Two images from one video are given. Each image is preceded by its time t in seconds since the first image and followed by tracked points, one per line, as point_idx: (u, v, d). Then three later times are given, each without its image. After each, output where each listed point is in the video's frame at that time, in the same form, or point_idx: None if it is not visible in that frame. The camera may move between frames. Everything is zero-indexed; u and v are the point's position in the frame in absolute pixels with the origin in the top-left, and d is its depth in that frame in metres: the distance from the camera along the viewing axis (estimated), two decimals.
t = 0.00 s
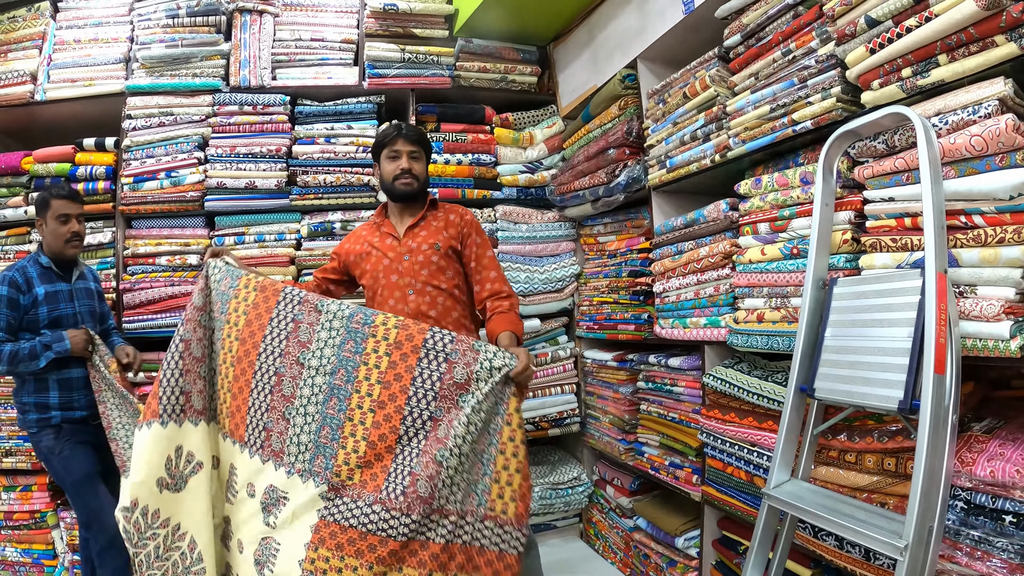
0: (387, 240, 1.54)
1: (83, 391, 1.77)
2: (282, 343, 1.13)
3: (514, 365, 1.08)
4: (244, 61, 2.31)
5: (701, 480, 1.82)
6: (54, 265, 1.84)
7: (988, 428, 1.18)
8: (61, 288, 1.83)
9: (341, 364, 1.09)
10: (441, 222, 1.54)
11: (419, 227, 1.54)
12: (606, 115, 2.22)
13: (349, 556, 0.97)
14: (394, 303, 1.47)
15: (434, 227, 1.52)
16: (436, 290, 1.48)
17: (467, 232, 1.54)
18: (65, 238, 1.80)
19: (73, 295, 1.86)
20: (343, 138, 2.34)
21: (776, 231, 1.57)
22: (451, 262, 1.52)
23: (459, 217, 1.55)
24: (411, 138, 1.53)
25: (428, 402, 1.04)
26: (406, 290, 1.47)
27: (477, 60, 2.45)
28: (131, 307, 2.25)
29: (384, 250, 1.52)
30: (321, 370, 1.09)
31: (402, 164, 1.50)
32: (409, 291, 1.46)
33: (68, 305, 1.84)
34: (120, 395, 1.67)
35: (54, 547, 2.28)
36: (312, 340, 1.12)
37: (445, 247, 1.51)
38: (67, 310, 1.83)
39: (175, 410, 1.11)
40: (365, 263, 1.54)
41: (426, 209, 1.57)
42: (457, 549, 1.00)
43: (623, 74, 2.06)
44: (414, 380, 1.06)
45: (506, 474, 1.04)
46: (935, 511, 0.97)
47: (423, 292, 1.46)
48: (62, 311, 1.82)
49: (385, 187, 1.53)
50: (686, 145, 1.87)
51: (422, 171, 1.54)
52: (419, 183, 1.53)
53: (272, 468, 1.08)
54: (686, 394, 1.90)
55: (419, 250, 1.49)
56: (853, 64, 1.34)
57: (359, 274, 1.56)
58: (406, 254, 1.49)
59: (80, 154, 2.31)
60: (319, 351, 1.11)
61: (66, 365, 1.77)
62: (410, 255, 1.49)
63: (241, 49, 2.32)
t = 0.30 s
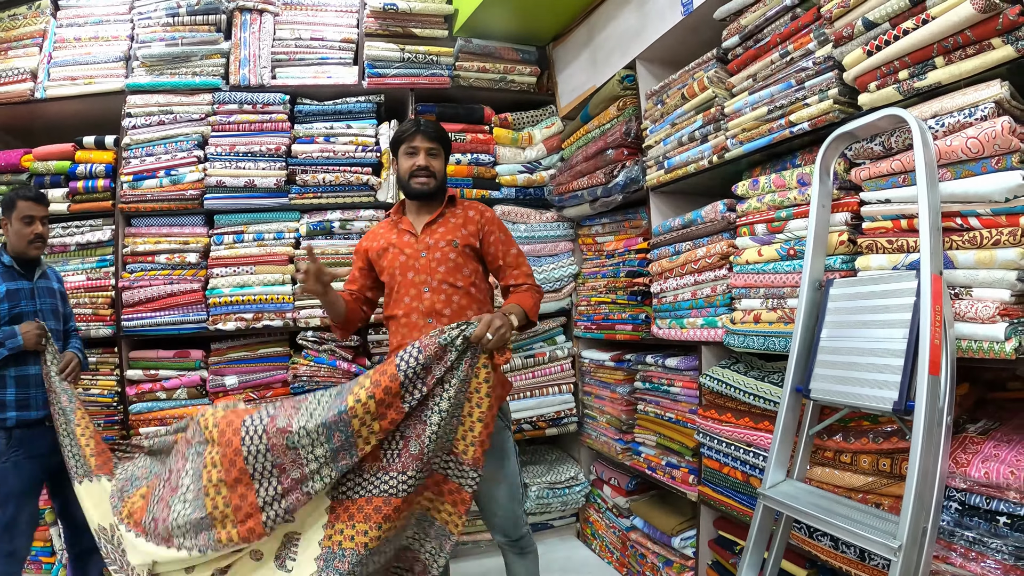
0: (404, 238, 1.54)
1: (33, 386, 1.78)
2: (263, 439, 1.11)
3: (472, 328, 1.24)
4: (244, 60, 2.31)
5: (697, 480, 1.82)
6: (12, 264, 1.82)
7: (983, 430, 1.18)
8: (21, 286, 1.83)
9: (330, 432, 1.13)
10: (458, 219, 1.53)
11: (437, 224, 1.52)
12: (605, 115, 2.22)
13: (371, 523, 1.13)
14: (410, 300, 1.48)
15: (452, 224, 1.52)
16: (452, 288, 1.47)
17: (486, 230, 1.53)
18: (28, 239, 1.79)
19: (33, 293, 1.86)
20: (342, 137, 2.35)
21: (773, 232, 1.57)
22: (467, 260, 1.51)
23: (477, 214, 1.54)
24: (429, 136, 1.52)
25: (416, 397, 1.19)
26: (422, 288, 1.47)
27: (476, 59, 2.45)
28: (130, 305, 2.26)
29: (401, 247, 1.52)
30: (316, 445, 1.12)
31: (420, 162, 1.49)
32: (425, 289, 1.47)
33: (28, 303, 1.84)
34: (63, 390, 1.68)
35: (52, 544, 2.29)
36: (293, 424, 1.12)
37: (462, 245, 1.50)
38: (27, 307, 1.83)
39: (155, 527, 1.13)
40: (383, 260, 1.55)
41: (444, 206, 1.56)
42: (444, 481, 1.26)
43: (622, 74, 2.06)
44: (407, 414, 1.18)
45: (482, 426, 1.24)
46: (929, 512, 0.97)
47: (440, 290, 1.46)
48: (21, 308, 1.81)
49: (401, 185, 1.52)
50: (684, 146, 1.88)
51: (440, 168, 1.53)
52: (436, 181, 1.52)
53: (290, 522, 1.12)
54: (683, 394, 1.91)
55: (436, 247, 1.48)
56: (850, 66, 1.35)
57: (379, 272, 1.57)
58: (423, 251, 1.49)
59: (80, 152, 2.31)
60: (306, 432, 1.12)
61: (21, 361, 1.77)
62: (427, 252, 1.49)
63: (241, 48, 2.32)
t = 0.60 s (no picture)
0: (431, 232, 1.55)
1: None
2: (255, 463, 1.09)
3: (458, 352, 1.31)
4: (245, 58, 2.31)
5: (697, 480, 1.82)
6: None
7: (984, 430, 1.18)
8: None
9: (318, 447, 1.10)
10: (487, 217, 1.53)
11: (464, 220, 1.53)
12: (606, 114, 2.22)
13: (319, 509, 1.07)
14: (432, 294, 1.48)
15: (480, 221, 1.52)
16: (474, 285, 1.47)
17: (512, 229, 1.53)
18: None
19: None
20: (342, 135, 2.34)
21: (774, 232, 1.57)
22: (492, 257, 1.51)
23: (505, 213, 1.54)
24: (462, 135, 1.52)
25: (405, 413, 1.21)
26: (444, 282, 1.47)
27: (477, 58, 2.45)
28: (129, 303, 2.26)
29: (428, 241, 1.54)
30: (304, 463, 1.08)
31: (451, 160, 1.50)
32: (447, 283, 1.47)
33: None
34: None
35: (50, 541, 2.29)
36: (279, 444, 1.10)
37: (488, 242, 1.50)
38: None
39: (128, 503, 1.07)
40: (409, 253, 1.57)
41: (473, 203, 1.57)
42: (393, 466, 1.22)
43: (622, 74, 2.06)
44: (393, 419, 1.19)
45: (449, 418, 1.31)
46: (930, 512, 0.97)
47: (463, 285, 1.46)
48: None
49: (433, 182, 1.55)
50: (684, 145, 1.88)
51: (472, 167, 1.54)
52: (467, 178, 1.53)
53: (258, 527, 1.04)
54: (683, 394, 1.91)
55: (462, 242, 1.49)
56: (851, 66, 1.35)
57: (404, 264, 1.58)
58: (449, 246, 1.49)
59: (80, 149, 2.31)
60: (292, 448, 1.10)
61: None
62: (452, 248, 1.49)
63: (241, 46, 2.32)
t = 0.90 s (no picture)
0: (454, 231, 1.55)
1: None
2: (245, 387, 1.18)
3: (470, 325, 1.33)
4: (245, 58, 2.32)
5: (695, 481, 1.82)
6: None
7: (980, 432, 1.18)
8: None
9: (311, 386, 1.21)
10: (512, 218, 1.52)
11: (488, 220, 1.52)
12: (606, 116, 2.23)
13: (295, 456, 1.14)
14: (453, 294, 1.50)
15: (504, 222, 1.51)
16: (494, 286, 1.47)
17: (537, 232, 1.52)
18: None
19: None
20: (342, 136, 2.34)
21: (772, 234, 1.58)
22: (515, 259, 1.50)
23: (531, 215, 1.53)
24: (487, 136, 1.49)
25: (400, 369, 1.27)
26: (465, 283, 1.48)
27: (477, 59, 2.46)
28: (128, 303, 2.26)
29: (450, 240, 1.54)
30: (295, 398, 1.20)
31: (475, 163, 1.49)
32: (467, 284, 1.48)
33: None
34: None
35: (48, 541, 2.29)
36: (275, 375, 1.20)
37: (511, 244, 1.49)
38: None
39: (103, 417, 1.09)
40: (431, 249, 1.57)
41: (498, 203, 1.55)
42: (356, 418, 1.28)
43: (622, 75, 2.09)
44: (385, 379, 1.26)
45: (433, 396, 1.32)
46: (927, 513, 0.97)
47: (484, 287, 1.46)
48: None
49: (457, 183, 1.53)
50: (684, 147, 1.88)
51: (496, 170, 1.52)
52: (491, 181, 1.51)
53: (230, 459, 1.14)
54: (681, 395, 1.91)
55: (485, 243, 1.48)
56: (851, 70, 1.35)
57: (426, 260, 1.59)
58: (471, 246, 1.49)
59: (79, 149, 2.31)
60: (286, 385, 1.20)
61: None
62: (475, 248, 1.49)
63: (242, 46, 2.32)
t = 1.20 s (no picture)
0: (478, 231, 1.56)
1: None
2: (233, 371, 1.35)
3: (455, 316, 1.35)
4: (244, 59, 2.31)
5: (694, 483, 1.83)
6: None
7: (978, 435, 1.19)
8: None
9: (297, 372, 1.34)
10: (534, 220, 1.52)
11: (511, 221, 1.53)
12: (605, 118, 2.23)
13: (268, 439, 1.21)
14: (472, 295, 1.51)
15: (526, 224, 1.51)
16: (513, 289, 1.47)
17: (558, 235, 1.51)
18: None
19: None
20: (342, 137, 2.34)
21: (771, 237, 1.58)
22: (536, 261, 1.50)
23: (555, 217, 1.53)
24: (489, 133, 1.50)
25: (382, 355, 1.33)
26: (484, 284, 1.49)
27: (476, 61, 2.45)
28: (127, 303, 2.25)
29: (474, 239, 1.55)
30: (277, 382, 1.32)
31: (487, 161, 1.51)
32: (487, 285, 1.48)
33: None
34: None
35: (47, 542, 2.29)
36: (266, 360, 1.37)
37: (532, 246, 1.49)
38: None
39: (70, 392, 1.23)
40: (455, 248, 1.59)
41: (521, 204, 1.56)
42: (338, 411, 1.37)
43: (622, 79, 2.08)
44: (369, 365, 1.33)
45: (418, 389, 1.36)
46: (925, 517, 0.97)
47: (503, 289, 1.46)
48: None
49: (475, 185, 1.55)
50: (684, 150, 1.88)
51: (508, 162, 1.53)
52: (508, 176, 1.52)
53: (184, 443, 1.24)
54: (680, 397, 1.91)
55: (506, 245, 1.49)
56: (850, 74, 1.35)
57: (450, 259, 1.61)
58: (493, 247, 1.50)
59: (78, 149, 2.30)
60: (273, 368, 1.35)
61: None
62: (497, 249, 1.50)
63: (241, 47, 2.32)
